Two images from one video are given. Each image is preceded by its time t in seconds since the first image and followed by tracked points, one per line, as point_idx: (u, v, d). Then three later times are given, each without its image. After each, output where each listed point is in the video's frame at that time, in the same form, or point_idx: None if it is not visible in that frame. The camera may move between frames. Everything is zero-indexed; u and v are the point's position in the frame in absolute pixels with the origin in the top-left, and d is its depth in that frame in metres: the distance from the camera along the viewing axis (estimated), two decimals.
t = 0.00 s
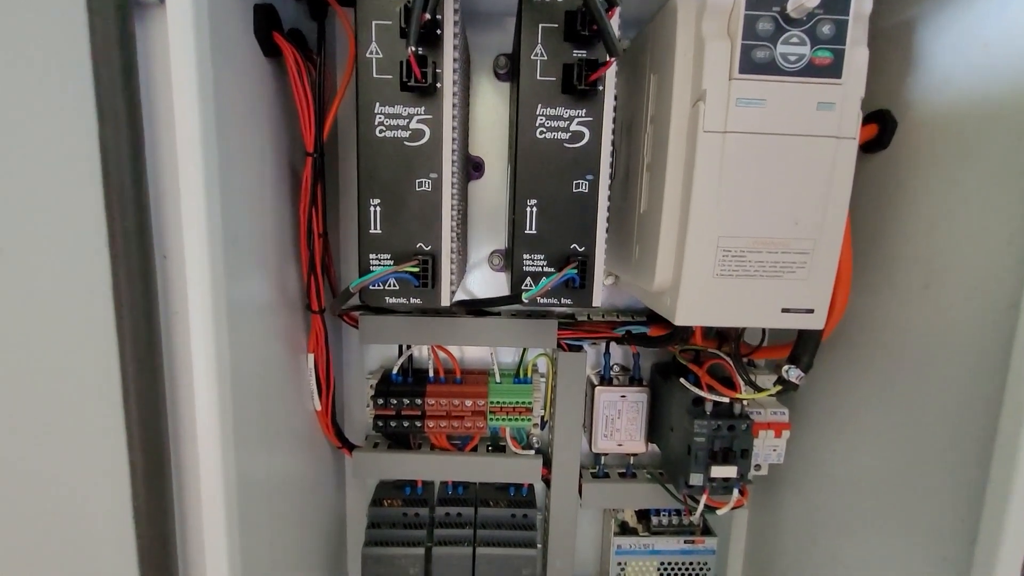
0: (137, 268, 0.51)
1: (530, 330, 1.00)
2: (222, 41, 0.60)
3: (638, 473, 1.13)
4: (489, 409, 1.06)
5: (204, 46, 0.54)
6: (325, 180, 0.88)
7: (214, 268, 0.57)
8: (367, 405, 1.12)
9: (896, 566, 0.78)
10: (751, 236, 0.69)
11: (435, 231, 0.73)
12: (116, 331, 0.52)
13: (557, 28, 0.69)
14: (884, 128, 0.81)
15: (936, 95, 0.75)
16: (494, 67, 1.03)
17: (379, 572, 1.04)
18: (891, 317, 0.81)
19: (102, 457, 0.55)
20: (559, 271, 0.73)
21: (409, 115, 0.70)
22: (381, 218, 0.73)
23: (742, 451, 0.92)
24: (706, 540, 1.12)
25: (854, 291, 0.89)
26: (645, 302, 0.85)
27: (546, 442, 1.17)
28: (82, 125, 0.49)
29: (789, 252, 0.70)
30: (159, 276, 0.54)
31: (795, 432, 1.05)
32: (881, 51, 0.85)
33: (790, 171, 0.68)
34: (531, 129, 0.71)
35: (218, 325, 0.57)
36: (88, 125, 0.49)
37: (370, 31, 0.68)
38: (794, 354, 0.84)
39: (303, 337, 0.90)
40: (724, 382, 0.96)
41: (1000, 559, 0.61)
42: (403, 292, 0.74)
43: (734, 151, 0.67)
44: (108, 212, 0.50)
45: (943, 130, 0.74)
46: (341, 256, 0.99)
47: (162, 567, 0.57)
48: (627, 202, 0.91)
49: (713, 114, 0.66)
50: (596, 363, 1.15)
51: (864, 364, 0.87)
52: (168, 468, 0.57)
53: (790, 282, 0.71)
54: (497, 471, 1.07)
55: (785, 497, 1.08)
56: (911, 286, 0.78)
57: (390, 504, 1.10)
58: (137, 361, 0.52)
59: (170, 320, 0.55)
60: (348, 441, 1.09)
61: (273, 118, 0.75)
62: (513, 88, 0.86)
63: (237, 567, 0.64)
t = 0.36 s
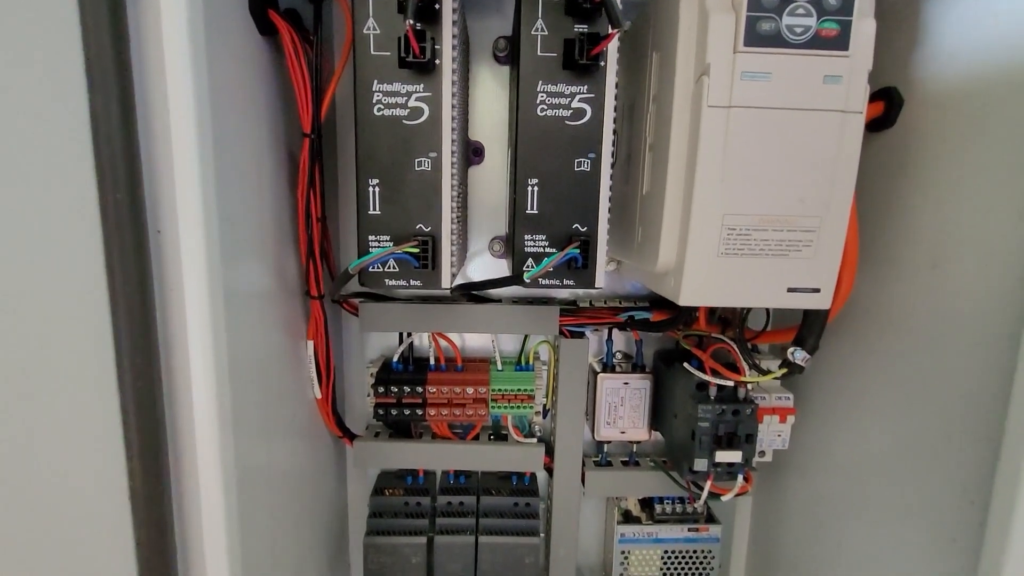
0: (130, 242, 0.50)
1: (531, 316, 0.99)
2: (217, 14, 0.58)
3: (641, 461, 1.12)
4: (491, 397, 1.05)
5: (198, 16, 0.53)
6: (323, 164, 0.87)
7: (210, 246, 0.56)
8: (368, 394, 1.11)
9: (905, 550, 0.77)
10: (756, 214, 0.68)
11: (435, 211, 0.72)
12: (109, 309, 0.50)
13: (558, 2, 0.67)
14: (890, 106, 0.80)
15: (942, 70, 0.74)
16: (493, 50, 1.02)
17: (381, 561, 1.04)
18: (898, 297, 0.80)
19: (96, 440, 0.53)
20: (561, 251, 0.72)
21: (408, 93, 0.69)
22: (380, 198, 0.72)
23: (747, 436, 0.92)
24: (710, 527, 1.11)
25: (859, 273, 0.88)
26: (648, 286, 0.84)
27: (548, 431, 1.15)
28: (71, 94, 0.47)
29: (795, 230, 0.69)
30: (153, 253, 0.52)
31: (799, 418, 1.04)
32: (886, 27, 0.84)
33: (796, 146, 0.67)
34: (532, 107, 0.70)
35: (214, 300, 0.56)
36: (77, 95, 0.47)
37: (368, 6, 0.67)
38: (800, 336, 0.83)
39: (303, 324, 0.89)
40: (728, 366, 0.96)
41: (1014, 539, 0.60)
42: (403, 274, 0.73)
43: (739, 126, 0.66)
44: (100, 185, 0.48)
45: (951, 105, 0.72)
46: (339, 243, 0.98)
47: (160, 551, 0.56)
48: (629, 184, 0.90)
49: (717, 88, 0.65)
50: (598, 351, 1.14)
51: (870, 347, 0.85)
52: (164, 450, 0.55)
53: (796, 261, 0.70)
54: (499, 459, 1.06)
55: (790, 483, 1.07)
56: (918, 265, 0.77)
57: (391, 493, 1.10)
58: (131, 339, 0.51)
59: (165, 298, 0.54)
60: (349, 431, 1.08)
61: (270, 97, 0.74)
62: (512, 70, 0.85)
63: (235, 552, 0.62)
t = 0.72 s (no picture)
0: (121, 211, 0.49)
1: (533, 300, 0.98)
2: None
3: (644, 447, 1.11)
4: (492, 381, 1.04)
5: None
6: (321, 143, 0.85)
7: (204, 218, 0.54)
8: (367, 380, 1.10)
9: (915, 531, 0.75)
10: (763, 188, 0.67)
11: (436, 187, 0.71)
12: (99, 281, 0.49)
13: None
14: (900, 82, 0.78)
15: (953, 43, 0.72)
16: (494, 30, 0.99)
17: (381, 548, 1.03)
18: (906, 275, 0.79)
19: (87, 414, 0.52)
20: (565, 227, 0.71)
21: (408, 66, 0.68)
22: (379, 174, 0.70)
23: (752, 419, 0.91)
24: (714, 514, 1.10)
25: (867, 254, 0.87)
26: (653, 266, 0.82)
27: (550, 418, 1.13)
28: (58, 57, 0.46)
29: (803, 205, 0.68)
30: (145, 222, 0.51)
31: (805, 402, 1.02)
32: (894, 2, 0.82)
33: (804, 118, 0.65)
34: (535, 79, 0.69)
35: (207, 270, 0.55)
36: (65, 58, 0.46)
37: None
38: (807, 316, 0.82)
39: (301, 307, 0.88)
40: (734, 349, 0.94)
41: None
42: (402, 252, 0.72)
43: (746, 98, 0.64)
44: (89, 151, 0.47)
45: (962, 77, 0.71)
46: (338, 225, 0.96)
47: (154, 529, 0.55)
48: (633, 163, 0.88)
49: (725, 58, 0.64)
50: (601, 336, 1.12)
51: (878, 327, 0.84)
52: (157, 425, 0.54)
53: (804, 238, 0.69)
54: (501, 445, 1.05)
55: (795, 469, 1.06)
56: (928, 243, 0.75)
57: (391, 480, 1.08)
58: (122, 313, 0.50)
59: (157, 270, 0.52)
60: (348, 417, 1.07)
61: (265, 71, 0.72)
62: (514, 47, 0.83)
63: (230, 534, 0.61)
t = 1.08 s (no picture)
0: (95, 171, 0.47)
1: (527, 279, 0.96)
2: None
3: (640, 430, 1.10)
4: (486, 362, 1.02)
5: None
6: (308, 117, 0.83)
7: (184, 183, 0.52)
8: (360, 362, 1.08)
9: (912, 508, 0.74)
10: (759, 158, 0.66)
11: (425, 158, 0.70)
12: (73, 244, 0.48)
13: None
14: (897, 54, 0.77)
15: (952, 8, 0.71)
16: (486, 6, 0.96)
17: (374, 530, 1.02)
18: (903, 249, 0.77)
19: (63, 384, 0.51)
20: (556, 198, 0.71)
21: (395, 32, 0.67)
22: (367, 144, 0.70)
23: (748, 398, 0.90)
24: (709, 496, 1.09)
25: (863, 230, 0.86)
26: (647, 243, 0.81)
27: (545, 400, 1.13)
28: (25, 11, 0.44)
29: (800, 175, 0.66)
30: (121, 186, 0.49)
31: (801, 383, 1.01)
32: None
33: (800, 85, 0.64)
34: (525, 47, 0.68)
35: (188, 236, 0.52)
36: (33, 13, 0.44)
37: None
38: (803, 292, 0.81)
39: (291, 285, 0.86)
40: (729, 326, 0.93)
41: None
42: (391, 225, 0.71)
43: (741, 64, 0.63)
44: (60, 109, 0.46)
45: (961, 45, 0.69)
46: (330, 203, 0.96)
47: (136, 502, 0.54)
48: (627, 139, 0.86)
49: (719, 23, 0.62)
50: (596, 318, 1.11)
51: (874, 304, 0.83)
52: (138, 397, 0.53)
53: (801, 209, 0.67)
54: (494, 427, 1.04)
55: (791, 450, 1.05)
56: (926, 216, 0.74)
57: (385, 462, 1.07)
58: (97, 276, 0.49)
59: (135, 236, 0.50)
60: (341, 399, 1.06)
61: (249, 40, 0.70)
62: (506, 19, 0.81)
63: (217, 510, 0.59)
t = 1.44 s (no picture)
0: (97, 141, 0.47)
1: (528, 264, 0.96)
2: None
3: (641, 416, 1.10)
4: (488, 347, 1.02)
5: None
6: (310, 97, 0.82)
7: (188, 156, 0.51)
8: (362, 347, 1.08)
9: (911, 491, 0.75)
10: (765, 138, 0.65)
11: (428, 137, 0.69)
12: (77, 216, 0.47)
13: None
14: (906, 34, 0.76)
15: None
16: None
17: (375, 514, 1.02)
18: (907, 232, 0.77)
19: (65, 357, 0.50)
20: (561, 176, 0.71)
21: (399, 9, 0.66)
22: (370, 123, 0.69)
23: (749, 383, 0.90)
24: (709, 482, 1.10)
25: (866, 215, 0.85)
26: (649, 226, 0.81)
27: (546, 385, 1.13)
28: None
29: (806, 157, 0.66)
30: (124, 157, 0.48)
31: (802, 369, 1.02)
32: None
33: (807, 64, 0.63)
34: (531, 25, 0.68)
35: (191, 209, 0.51)
36: None
37: None
38: (806, 276, 0.81)
39: (292, 267, 0.85)
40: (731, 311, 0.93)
41: None
42: (395, 205, 0.71)
43: (748, 43, 0.63)
44: (63, 77, 0.45)
45: (966, 26, 0.69)
46: (331, 186, 0.95)
47: (139, 478, 0.53)
48: (632, 124, 0.85)
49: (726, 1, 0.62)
50: (597, 305, 1.11)
51: (876, 289, 0.82)
52: (141, 373, 0.52)
53: (807, 191, 0.67)
54: (495, 412, 1.03)
55: (791, 436, 1.05)
56: (931, 199, 0.73)
57: (386, 447, 1.07)
58: (100, 248, 0.48)
59: (139, 209, 0.49)
60: (342, 384, 1.05)
61: (252, 16, 0.70)
62: None
63: (221, 491, 0.58)
